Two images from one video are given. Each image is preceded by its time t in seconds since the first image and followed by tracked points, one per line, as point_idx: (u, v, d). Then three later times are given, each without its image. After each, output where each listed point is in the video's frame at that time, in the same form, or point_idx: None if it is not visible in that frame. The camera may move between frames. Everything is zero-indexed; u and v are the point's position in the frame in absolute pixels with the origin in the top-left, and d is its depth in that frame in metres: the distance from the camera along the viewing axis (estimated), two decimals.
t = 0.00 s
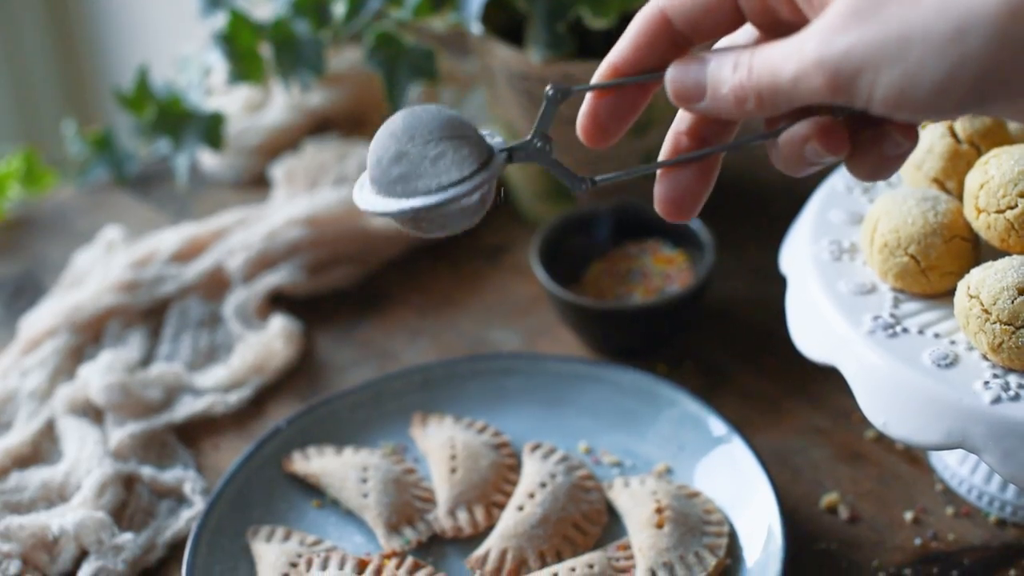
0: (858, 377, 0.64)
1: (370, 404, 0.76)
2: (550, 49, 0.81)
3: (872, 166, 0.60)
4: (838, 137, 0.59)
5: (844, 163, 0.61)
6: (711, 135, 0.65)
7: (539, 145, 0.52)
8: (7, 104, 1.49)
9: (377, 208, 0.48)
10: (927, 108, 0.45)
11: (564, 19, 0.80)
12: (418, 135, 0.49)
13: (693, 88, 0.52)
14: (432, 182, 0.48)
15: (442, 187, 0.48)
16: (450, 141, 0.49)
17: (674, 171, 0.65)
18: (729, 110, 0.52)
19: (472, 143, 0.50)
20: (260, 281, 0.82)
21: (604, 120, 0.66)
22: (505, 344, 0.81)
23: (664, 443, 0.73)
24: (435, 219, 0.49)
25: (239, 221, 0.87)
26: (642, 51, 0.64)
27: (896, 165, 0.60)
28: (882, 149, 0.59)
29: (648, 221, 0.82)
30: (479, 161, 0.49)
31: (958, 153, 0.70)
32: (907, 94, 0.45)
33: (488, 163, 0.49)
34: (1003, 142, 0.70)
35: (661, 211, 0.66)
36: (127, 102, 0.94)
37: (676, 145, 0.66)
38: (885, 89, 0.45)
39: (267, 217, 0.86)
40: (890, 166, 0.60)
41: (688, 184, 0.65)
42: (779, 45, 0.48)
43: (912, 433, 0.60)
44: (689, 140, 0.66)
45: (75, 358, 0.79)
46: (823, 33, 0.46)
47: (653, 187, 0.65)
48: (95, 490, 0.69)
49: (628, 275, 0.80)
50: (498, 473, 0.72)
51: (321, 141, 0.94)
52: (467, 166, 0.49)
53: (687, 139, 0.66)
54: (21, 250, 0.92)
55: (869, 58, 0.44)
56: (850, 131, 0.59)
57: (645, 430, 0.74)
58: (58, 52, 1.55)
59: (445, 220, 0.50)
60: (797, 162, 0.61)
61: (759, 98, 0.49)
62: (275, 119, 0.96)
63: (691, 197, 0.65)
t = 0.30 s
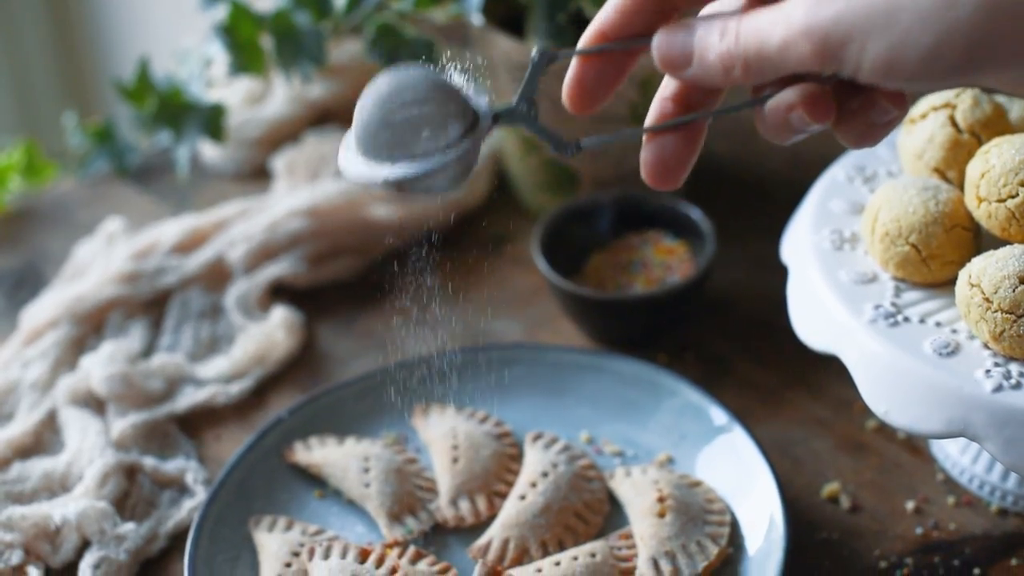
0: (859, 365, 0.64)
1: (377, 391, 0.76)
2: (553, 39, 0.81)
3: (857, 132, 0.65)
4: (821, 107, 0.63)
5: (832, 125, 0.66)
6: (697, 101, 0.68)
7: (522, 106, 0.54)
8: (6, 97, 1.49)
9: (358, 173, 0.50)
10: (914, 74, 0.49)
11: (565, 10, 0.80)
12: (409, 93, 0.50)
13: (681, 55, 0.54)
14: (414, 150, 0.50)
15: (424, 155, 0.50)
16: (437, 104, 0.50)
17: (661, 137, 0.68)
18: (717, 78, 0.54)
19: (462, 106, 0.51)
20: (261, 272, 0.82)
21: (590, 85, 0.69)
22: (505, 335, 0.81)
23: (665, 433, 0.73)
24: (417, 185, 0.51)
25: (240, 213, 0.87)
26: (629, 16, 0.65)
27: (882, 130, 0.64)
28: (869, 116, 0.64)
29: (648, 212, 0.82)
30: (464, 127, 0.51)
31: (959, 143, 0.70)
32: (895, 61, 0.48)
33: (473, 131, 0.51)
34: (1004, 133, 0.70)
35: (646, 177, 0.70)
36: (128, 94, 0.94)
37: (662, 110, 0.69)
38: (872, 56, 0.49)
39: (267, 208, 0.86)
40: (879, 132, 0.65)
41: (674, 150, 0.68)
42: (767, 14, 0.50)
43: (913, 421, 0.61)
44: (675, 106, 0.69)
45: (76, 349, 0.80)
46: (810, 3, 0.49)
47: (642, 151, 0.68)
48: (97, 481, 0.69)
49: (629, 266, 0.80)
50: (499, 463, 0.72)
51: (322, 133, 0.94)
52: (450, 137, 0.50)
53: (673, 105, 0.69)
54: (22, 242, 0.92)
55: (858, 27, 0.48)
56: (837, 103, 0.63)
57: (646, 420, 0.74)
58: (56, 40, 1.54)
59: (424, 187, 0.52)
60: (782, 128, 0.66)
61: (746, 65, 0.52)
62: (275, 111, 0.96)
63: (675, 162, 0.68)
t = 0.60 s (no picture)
0: (862, 355, 0.64)
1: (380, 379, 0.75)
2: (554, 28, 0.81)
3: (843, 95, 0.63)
4: (808, 66, 0.62)
5: (818, 88, 0.64)
6: (686, 54, 0.68)
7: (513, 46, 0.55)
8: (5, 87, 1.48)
9: (345, 92, 0.51)
10: (898, 34, 0.51)
11: None
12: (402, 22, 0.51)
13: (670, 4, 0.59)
14: (403, 80, 0.51)
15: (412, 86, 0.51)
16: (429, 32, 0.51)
17: (646, 86, 0.69)
18: (702, 28, 0.58)
19: (452, 36, 0.52)
20: (264, 264, 0.82)
21: (581, 31, 0.71)
22: (508, 326, 0.81)
23: (668, 423, 0.73)
24: (400, 116, 0.52)
25: (243, 203, 0.87)
26: None
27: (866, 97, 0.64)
28: (857, 80, 0.63)
29: (652, 203, 0.82)
30: (451, 59, 0.52)
31: (961, 132, 0.70)
32: (877, 20, 0.51)
33: (461, 62, 0.52)
34: (1007, 121, 0.70)
35: (631, 126, 0.70)
36: (129, 87, 0.94)
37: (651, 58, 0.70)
38: (857, 13, 0.51)
39: (270, 200, 0.86)
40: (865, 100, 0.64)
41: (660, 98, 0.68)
42: None
43: (916, 410, 0.61)
44: (664, 57, 0.69)
45: (80, 340, 0.80)
46: None
47: (626, 100, 0.68)
48: (102, 471, 0.70)
49: (632, 256, 0.80)
50: (503, 453, 0.72)
51: (324, 125, 0.94)
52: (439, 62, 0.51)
53: (662, 56, 0.69)
54: (25, 234, 0.92)
55: None
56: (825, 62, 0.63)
57: (649, 410, 0.74)
58: (57, 32, 1.53)
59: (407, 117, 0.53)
60: (771, 92, 0.64)
61: (733, 17, 0.56)
62: (278, 104, 0.96)
63: (661, 113, 0.69)
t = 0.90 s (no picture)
0: (863, 342, 0.64)
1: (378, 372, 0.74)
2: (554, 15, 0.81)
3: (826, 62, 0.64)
4: (791, 37, 0.62)
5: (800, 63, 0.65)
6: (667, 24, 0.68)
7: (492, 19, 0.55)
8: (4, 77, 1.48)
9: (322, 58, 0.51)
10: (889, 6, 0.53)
11: None
12: None
13: None
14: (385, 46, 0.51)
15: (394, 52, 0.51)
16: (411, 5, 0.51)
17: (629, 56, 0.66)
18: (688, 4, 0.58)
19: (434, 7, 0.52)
20: (265, 253, 0.82)
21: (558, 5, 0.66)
22: (508, 315, 0.81)
23: (669, 411, 0.73)
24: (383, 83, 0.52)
25: (243, 193, 0.87)
26: None
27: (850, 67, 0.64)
28: (838, 53, 0.64)
29: (652, 191, 0.82)
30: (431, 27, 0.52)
31: (961, 120, 0.70)
32: None
33: (441, 33, 0.52)
34: (1007, 108, 0.70)
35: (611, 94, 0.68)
36: (130, 77, 0.94)
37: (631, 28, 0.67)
38: None
39: (271, 189, 0.86)
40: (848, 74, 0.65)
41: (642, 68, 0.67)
42: None
43: (916, 396, 0.61)
44: (646, 27, 0.68)
45: (80, 329, 0.80)
46: None
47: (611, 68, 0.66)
48: (102, 459, 0.70)
49: (632, 245, 0.80)
50: (504, 440, 0.72)
51: (324, 115, 0.94)
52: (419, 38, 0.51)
53: (644, 26, 0.68)
54: (26, 224, 0.92)
55: None
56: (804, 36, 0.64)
57: (650, 398, 0.74)
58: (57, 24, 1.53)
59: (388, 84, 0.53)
60: (754, 63, 0.65)
61: None
62: (278, 93, 0.96)
63: (640, 84, 0.67)
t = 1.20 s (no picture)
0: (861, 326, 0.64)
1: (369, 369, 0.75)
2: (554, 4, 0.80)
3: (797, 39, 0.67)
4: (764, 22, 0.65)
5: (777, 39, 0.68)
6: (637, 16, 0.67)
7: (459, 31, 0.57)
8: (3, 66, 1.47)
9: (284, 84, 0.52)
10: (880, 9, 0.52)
11: None
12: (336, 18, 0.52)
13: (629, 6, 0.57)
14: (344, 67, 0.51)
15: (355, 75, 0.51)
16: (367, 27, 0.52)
17: (601, 54, 0.68)
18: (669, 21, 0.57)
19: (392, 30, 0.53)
20: (264, 240, 0.83)
21: None
22: (507, 300, 0.81)
23: (668, 395, 0.74)
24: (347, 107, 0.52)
25: (243, 180, 0.87)
26: None
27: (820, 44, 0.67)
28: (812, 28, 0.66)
29: (650, 178, 0.82)
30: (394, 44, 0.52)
31: (959, 105, 0.70)
32: None
33: (405, 48, 0.53)
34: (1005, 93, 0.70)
35: (586, 92, 0.69)
36: (129, 65, 0.94)
37: (602, 23, 0.68)
38: None
39: (270, 176, 0.87)
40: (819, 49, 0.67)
41: (615, 65, 0.68)
42: None
43: (913, 379, 0.61)
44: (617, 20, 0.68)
45: (80, 316, 0.80)
46: None
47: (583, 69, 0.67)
48: (102, 445, 0.70)
49: (631, 231, 0.80)
50: (503, 425, 0.72)
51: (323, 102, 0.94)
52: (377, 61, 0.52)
53: (615, 18, 0.68)
54: (25, 212, 0.92)
55: None
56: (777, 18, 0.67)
57: (649, 382, 0.75)
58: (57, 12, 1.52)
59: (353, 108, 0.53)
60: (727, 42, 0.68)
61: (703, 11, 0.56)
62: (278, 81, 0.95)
63: (616, 80, 0.68)
